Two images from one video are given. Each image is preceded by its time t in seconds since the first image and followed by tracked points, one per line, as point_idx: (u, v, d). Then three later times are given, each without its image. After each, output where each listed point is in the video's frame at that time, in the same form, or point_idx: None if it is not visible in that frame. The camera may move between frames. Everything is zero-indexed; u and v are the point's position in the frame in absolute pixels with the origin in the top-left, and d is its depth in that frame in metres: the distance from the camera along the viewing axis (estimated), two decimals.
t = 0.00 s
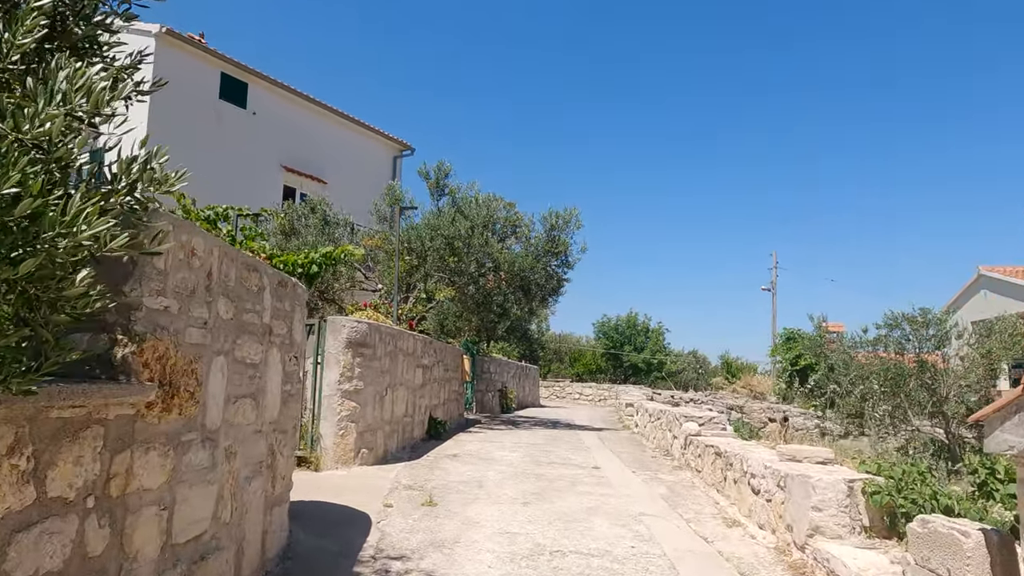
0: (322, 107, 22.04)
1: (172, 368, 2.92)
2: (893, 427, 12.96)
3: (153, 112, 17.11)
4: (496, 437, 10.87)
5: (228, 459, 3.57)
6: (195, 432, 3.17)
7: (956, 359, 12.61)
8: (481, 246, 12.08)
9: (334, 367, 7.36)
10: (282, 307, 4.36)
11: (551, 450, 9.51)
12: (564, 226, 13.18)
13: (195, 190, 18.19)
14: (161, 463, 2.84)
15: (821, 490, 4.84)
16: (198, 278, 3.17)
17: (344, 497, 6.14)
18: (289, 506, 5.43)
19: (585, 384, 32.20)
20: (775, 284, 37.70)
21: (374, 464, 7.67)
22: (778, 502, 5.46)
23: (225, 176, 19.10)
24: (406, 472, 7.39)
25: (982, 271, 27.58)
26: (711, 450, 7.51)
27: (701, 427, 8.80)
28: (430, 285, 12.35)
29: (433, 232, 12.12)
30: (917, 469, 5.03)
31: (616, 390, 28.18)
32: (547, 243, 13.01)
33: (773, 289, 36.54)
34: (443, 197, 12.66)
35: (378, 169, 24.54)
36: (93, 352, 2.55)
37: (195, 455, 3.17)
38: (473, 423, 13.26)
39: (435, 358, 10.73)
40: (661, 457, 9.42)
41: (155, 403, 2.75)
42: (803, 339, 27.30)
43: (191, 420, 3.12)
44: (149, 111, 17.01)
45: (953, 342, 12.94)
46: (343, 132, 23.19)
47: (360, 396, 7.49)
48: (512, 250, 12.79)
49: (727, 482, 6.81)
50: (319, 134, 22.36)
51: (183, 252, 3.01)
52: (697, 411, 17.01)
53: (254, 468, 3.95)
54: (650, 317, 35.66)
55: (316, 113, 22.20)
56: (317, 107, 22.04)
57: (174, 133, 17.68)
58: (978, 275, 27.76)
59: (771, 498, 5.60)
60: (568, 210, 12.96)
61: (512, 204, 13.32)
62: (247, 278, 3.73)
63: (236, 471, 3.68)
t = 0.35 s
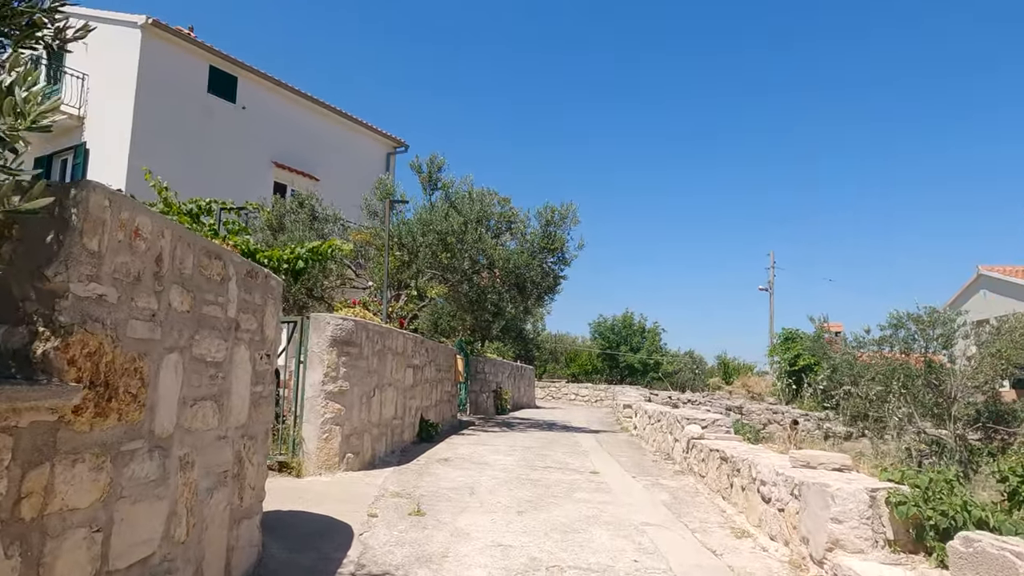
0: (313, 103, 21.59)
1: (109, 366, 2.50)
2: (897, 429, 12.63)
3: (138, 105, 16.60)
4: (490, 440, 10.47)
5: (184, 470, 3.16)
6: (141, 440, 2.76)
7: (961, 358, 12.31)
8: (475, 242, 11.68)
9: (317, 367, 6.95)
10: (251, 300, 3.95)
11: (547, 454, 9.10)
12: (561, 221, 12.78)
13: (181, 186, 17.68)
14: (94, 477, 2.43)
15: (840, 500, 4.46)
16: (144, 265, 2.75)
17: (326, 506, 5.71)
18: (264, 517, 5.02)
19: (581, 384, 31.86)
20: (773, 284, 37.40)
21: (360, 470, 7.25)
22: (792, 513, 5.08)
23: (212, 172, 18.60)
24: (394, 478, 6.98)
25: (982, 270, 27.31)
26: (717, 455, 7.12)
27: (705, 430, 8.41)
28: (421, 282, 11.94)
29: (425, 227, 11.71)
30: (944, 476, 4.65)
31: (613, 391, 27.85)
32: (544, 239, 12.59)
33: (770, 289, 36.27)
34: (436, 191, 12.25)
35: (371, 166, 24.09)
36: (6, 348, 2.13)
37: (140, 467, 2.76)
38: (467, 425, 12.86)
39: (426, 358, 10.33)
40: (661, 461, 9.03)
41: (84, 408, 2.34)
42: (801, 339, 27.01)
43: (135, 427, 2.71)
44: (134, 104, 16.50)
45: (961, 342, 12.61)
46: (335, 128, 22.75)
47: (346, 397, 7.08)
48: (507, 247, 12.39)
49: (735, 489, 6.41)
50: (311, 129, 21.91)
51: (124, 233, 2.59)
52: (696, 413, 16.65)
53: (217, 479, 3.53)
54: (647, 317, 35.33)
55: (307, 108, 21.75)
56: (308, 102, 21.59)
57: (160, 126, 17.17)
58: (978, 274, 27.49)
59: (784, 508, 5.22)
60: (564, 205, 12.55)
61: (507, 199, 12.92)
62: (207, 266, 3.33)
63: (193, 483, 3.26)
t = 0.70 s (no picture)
0: (298, 95, 21.05)
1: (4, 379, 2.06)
2: (895, 431, 12.32)
3: (114, 94, 16.00)
4: (478, 444, 10.06)
5: (114, 494, 2.72)
6: (53, 465, 2.32)
7: (959, 359, 11.97)
8: (462, 238, 11.25)
9: (291, 368, 6.51)
10: (201, 297, 3.50)
11: (537, 459, 8.69)
12: (551, 217, 12.36)
13: (158, 179, 17.10)
14: None
15: (856, 519, 4.08)
16: (55, 256, 2.30)
17: (296, 521, 5.27)
18: (227, 535, 4.58)
19: (570, 383, 31.54)
20: (764, 283, 37.16)
21: (337, 478, 6.82)
22: (800, 529, 4.70)
23: (192, 165, 18.02)
24: (374, 488, 6.55)
25: (973, 269, 27.17)
26: (715, 463, 6.74)
27: (701, 434, 8.02)
28: (406, 279, 11.50)
29: (410, 221, 11.27)
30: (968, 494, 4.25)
31: (603, 391, 27.51)
32: (533, 235, 12.16)
33: (761, 288, 36.13)
34: (422, 184, 11.81)
35: (357, 160, 23.58)
36: None
37: (51, 498, 2.31)
38: (454, 428, 12.44)
39: (411, 358, 9.90)
40: (655, 466, 8.63)
41: None
42: (793, 338, 26.80)
43: (43, 450, 2.26)
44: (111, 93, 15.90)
45: (959, 342, 12.26)
46: (320, 121, 22.21)
47: (322, 402, 6.64)
48: (496, 243, 11.97)
49: (736, 500, 6.03)
50: (296, 123, 21.38)
51: (26, 217, 2.15)
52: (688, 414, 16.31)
53: (158, 502, 3.08)
54: (637, 315, 35.02)
55: (292, 101, 21.20)
56: (292, 95, 21.05)
57: (137, 117, 16.58)
58: (970, 273, 27.34)
59: (792, 523, 4.84)
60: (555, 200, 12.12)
61: (496, 194, 12.50)
62: (144, 255, 2.89)
63: (127, 510, 2.82)
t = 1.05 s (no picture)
0: (282, 87, 20.52)
1: None
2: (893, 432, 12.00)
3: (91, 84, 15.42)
4: (466, 446, 9.64)
5: (32, 517, 2.28)
6: None
7: (960, 358, 11.62)
8: (450, 232, 10.81)
9: (266, 367, 6.06)
10: (150, 285, 3.05)
11: (528, 462, 8.29)
12: (543, 210, 11.95)
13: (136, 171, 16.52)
14: None
15: (883, 532, 3.71)
16: None
17: (268, 533, 4.83)
18: (189, 552, 4.14)
19: (560, 382, 31.17)
20: (754, 281, 36.96)
21: (316, 484, 6.38)
22: (816, 541, 4.33)
23: (172, 158, 17.45)
24: (355, 495, 6.12)
25: (965, 268, 27.03)
26: (718, 467, 6.36)
27: (701, 436, 7.65)
28: (392, 274, 11.06)
29: (396, 214, 10.82)
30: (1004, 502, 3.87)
31: (593, 390, 27.16)
32: (524, 229, 11.75)
33: (752, 286, 35.93)
34: (408, 176, 11.37)
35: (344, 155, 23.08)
36: None
37: None
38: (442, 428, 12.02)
39: (397, 356, 9.47)
40: (652, 469, 8.26)
41: None
42: (785, 337, 26.58)
43: None
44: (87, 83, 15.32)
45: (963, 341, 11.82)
46: (306, 114, 21.69)
47: (299, 403, 6.20)
48: (485, 237, 11.56)
49: (741, 508, 5.65)
50: (281, 115, 20.84)
51: None
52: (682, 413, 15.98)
53: (94, 523, 2.65)
54: (628, 313, 34.70)
55: (276, 93, 20.68)
56: (277, 87, 20.53)
57: (114, 107, 15.99)
58: (961, 271, 27.20)
59: (807, 535, 4.47)
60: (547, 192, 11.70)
61: (486, 186, 12.08)
62: (72, 233, 2.45)
63: (51, 535, 2.37)
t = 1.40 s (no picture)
0: (261, 79, 19.94)
1: None
2: (886, 435, 11.69)
3: (59, 74, 14.79)
4: (449, 452, 9.21)
5: None
6: None
7: (956, 361, 11.38)
8: (433, 228, 10.36)
9: (231, 371, 5.61)
10: (75, 279, 2.61)
11: (513, 470, 7.88)
12: (529, 206, 11.53)
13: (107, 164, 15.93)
14: None
15: (910, 557, 3.36)
16: None
17: (229, 556, 4.38)
18: None
19: (545, 383, 30.81)
20: (740, 281, 36.82)
21: (286, 496, 5.93)
22: (828, 563, 3.99)
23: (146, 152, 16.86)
24: (328, 510, 5.68)
25: (949, 268, 27.02)
26: (715, 477, 6.00)
27: (696, 442, 7.28)
28: (371, 271, 10.60)
29: (376, 209, 10.36)
30: None
31: (580, 391, 26.83)
32: (510, 225, 11.32)
33: (737, 285, 35.83)
34: (390, 169, 10.90)
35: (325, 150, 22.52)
36: None
37: None
38: (424, 433, 11.59)
39: (376, 357, 9.02)
40: (644, 477, 7.88)
41: None
42: (772, 337, 26.41)
43: None
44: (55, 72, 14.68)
45: (963, 344, 11.42)
46: (286, 107, 21.13)
47: (268, 410, 5.74)
48: (470, 234, 11.13)
49: (743, 522, 5.28)
50: (259, 109, 20.26)
51: None
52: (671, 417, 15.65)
53: None
54: (613, 313, 34.40)
55: (255, 85, 20.10)
56: (256, 79, 19.92)
57: (84, 99, 15.38)
58: (946, 271, 27.18)
59: (817, 555, 4.12)
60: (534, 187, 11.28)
61: (470, 181, 11.67)
62: None
63: None
